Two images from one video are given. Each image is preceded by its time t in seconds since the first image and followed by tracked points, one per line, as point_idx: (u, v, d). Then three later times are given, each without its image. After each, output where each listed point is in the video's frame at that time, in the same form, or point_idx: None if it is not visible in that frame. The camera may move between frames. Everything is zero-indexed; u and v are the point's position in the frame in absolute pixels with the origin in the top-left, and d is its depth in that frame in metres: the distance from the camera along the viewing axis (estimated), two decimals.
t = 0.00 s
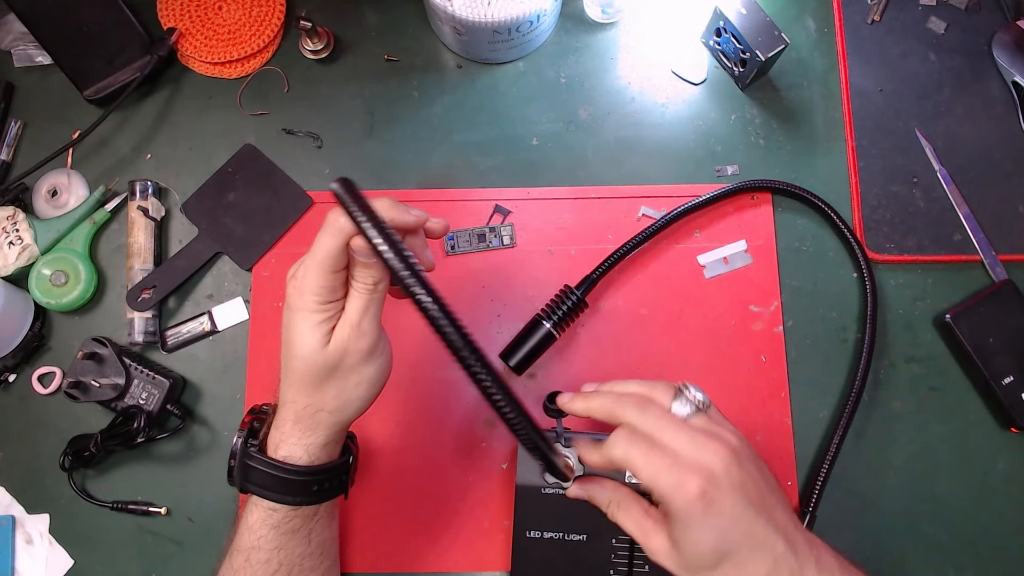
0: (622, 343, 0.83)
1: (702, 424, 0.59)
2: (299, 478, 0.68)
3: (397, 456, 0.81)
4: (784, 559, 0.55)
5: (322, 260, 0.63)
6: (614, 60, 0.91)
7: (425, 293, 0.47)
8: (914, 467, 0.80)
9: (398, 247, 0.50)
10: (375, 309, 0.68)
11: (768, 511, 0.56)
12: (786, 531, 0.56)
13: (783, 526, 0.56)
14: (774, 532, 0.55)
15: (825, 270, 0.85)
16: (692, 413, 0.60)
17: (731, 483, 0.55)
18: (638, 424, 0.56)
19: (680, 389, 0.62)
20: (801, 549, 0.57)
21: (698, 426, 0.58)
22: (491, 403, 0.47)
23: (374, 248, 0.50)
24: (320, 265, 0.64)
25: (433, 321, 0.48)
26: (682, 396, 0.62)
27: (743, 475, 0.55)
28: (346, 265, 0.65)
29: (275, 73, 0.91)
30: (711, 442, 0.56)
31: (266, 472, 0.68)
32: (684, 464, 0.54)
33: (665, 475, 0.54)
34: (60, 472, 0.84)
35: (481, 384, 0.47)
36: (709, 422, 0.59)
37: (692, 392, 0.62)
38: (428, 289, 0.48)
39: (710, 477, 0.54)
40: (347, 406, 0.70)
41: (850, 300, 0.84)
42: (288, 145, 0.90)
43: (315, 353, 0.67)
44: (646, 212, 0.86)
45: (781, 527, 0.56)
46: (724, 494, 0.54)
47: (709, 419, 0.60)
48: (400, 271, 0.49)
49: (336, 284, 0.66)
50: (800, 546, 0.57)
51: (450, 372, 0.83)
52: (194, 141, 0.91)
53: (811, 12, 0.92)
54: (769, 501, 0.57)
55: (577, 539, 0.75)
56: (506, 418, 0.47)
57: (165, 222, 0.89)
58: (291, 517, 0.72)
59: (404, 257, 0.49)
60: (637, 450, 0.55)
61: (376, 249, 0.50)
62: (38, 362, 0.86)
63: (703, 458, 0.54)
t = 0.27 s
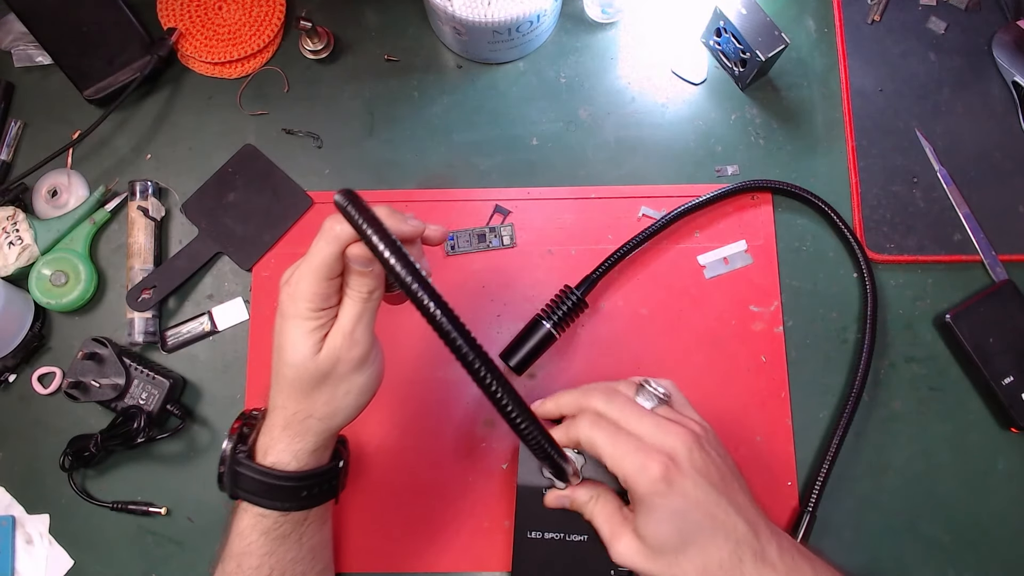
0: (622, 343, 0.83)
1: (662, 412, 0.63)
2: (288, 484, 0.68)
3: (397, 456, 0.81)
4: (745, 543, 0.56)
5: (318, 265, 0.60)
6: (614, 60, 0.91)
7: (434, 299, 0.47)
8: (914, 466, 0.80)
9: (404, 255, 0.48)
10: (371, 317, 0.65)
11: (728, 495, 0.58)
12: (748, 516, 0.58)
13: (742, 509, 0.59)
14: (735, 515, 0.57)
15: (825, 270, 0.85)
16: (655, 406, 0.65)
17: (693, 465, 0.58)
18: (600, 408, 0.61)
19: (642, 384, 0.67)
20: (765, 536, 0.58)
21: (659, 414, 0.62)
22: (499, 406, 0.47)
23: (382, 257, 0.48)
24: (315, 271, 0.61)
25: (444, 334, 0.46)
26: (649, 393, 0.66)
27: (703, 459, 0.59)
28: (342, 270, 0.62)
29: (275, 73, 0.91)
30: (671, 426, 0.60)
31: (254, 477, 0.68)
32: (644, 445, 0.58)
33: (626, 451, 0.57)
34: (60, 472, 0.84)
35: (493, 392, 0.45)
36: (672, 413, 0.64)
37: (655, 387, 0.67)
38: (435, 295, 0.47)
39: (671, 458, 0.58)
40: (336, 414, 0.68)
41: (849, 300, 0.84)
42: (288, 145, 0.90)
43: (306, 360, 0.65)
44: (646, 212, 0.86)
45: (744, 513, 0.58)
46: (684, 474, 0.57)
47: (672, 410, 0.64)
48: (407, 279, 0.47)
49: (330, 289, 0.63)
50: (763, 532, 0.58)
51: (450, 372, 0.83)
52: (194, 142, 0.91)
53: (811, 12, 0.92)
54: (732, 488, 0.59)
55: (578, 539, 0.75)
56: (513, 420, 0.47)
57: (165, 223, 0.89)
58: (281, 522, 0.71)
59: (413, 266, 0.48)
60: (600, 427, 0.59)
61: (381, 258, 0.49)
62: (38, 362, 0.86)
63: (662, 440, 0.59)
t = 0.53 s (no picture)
0: (622, 343, 0.83)
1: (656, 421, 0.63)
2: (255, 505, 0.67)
3: (396, 456, 0.81)
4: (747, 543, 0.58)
5: (289, 285, 0.62)
6: (614, 60, 0.91)
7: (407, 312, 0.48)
8: (914, 466, 0.80)
9: (377, 273, 0.50)
10: (339, 341, 0.66)
11: (730, 499, 0.59)
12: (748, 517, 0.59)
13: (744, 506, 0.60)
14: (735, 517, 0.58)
15: (825, 270, 0.85)
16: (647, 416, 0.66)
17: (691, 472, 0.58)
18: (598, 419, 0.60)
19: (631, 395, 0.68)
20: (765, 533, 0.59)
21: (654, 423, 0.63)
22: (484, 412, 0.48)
23: (353, 275, 0.50)
24: (287, 290, 0.62)
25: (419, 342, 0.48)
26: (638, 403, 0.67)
27: (700, 465, 0.59)
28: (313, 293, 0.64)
29: (275, 73, 0.91)
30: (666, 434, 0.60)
31: (221, 499, 0.67)
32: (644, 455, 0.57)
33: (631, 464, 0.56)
34: (59, 472, 0.84)
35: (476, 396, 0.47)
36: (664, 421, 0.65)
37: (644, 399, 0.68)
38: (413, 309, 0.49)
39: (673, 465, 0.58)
40: (303, 435, 0.68)
41: (849, 300, 0.84)
42: (288, 145, 0.90)
43: (275, 379, 0.66)
44: (646, 212, 0.86)
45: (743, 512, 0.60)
46: (685, 481, 0.57)
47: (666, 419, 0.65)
48: (382, 297, 0.48)
49: (301, 312, 0.65)
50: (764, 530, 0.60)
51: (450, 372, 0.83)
52: (194, 141, 0.91)
53: (810, 12, 0.92)
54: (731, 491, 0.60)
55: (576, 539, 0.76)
56: (501, 426, 0.48)
57: (165, 222, 0.89)
58: (250, 543, 0.71)
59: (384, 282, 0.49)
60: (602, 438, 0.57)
61: (353, 276, 0.50)
62: (38, 362, 0.86)
63: (660, 450, 0.59)
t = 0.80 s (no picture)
0: (622, 343, 0.83)
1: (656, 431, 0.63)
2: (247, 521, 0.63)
3: (396, 456, 0.81)
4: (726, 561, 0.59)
5: (286, 290, 0.60)
6: (613, 60, 0.91)
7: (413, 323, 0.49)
8: (914, 467, 0.80)
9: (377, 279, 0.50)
10: (337, 349, 0.64)
11: (717, 516, 0.60)
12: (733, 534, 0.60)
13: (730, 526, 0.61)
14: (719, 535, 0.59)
15: (825, 270, 0.85)
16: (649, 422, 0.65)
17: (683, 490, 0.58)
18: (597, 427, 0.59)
19: (635, 397, 0.68)
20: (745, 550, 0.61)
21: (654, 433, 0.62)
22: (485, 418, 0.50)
23: (353, 284, 0.50)
24: (283, 296, 0.61)
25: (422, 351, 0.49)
26: (642, 407, 0.67)
27: (692, 483, 0.59)
28: (311, 298, 0.62)
29: (275, 73, 0.91)
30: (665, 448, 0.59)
31: (211, 516, 0.63)
32: (637, 470, 0.58)
33: (620, 479, 0.57)
34: (60, 472, 0.84)
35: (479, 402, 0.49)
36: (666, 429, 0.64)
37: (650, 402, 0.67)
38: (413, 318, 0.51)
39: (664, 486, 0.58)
40: (295, 448, 0.65)
41: (849, 300, 0.84)
42: (288, 145, 0.90)
43: (267, 390, 0.63)
44: (646, 212, 0.86)
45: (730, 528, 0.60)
46: (673, 501, 0.57)
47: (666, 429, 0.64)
48: (385, 304, 0.49)
49: (297, 318, 0.63)
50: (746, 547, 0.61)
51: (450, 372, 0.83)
52: (194, 141, 0.91)
53: (811, 12, 0.92)
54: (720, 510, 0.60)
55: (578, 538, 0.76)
56: (503, 431, 0.50)
57: (165, 223, 0.89)
58: (242, 563, 0.67)
59: (386, 291, 0.50)
60: (595, 450, 0.57)
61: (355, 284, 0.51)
62: (38, 362, 0.86)
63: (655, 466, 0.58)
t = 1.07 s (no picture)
0: (622, 343, 0.83)
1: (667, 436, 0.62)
2: None
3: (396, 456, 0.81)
4: None
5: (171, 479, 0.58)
6: (613, 61, 0.91)
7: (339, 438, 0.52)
8: (914, 467, 0.80)
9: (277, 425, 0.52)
10: (239, 535, 0.59)
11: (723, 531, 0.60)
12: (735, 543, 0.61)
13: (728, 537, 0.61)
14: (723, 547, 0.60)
15: (825, 270, 0.85)
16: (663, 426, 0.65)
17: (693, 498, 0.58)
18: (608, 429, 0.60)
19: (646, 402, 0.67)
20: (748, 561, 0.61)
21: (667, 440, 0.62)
22: (438, 480, 0.56)
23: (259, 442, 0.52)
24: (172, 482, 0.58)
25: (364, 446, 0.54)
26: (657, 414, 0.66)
27: (701, 491, 0.59)
28: (198, 491, 0.60)
29: (275, 73, 0.91)
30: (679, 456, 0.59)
31: None
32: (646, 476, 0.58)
33: (633, 485, 0.57)
34: (60, 472, 0.84)
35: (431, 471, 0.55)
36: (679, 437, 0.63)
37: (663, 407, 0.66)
38: (332, 428, 0.54)
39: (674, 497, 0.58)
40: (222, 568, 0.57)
41: (849, 300, 0.84)
42: (288, 145, 0.90)
43: None
44: (646, 212, 0.86)
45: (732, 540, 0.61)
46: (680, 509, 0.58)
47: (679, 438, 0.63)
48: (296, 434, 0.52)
49: (189, 511, 0.59)
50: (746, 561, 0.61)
51: (450, 372, 0.83)
52: (194, 141, 0.91)
53: (811, 13, 0.92)
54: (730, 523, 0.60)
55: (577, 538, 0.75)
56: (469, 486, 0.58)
57: (165, 223, 0.89)
58: None
59: (294, 434, 0.52)
60: (608, 452, 0.58)
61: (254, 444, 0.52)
62: (38, 362, 0.86)
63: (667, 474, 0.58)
